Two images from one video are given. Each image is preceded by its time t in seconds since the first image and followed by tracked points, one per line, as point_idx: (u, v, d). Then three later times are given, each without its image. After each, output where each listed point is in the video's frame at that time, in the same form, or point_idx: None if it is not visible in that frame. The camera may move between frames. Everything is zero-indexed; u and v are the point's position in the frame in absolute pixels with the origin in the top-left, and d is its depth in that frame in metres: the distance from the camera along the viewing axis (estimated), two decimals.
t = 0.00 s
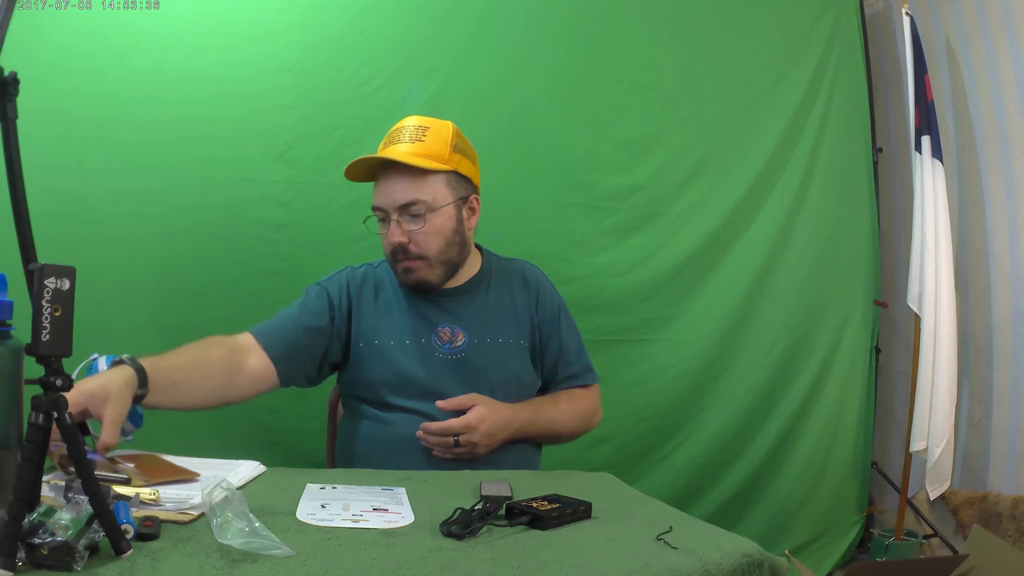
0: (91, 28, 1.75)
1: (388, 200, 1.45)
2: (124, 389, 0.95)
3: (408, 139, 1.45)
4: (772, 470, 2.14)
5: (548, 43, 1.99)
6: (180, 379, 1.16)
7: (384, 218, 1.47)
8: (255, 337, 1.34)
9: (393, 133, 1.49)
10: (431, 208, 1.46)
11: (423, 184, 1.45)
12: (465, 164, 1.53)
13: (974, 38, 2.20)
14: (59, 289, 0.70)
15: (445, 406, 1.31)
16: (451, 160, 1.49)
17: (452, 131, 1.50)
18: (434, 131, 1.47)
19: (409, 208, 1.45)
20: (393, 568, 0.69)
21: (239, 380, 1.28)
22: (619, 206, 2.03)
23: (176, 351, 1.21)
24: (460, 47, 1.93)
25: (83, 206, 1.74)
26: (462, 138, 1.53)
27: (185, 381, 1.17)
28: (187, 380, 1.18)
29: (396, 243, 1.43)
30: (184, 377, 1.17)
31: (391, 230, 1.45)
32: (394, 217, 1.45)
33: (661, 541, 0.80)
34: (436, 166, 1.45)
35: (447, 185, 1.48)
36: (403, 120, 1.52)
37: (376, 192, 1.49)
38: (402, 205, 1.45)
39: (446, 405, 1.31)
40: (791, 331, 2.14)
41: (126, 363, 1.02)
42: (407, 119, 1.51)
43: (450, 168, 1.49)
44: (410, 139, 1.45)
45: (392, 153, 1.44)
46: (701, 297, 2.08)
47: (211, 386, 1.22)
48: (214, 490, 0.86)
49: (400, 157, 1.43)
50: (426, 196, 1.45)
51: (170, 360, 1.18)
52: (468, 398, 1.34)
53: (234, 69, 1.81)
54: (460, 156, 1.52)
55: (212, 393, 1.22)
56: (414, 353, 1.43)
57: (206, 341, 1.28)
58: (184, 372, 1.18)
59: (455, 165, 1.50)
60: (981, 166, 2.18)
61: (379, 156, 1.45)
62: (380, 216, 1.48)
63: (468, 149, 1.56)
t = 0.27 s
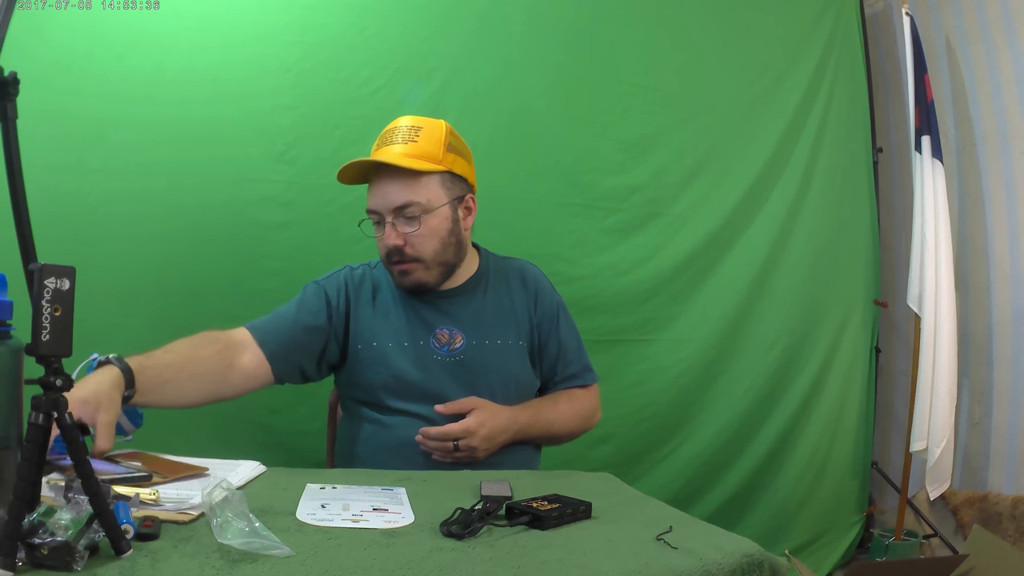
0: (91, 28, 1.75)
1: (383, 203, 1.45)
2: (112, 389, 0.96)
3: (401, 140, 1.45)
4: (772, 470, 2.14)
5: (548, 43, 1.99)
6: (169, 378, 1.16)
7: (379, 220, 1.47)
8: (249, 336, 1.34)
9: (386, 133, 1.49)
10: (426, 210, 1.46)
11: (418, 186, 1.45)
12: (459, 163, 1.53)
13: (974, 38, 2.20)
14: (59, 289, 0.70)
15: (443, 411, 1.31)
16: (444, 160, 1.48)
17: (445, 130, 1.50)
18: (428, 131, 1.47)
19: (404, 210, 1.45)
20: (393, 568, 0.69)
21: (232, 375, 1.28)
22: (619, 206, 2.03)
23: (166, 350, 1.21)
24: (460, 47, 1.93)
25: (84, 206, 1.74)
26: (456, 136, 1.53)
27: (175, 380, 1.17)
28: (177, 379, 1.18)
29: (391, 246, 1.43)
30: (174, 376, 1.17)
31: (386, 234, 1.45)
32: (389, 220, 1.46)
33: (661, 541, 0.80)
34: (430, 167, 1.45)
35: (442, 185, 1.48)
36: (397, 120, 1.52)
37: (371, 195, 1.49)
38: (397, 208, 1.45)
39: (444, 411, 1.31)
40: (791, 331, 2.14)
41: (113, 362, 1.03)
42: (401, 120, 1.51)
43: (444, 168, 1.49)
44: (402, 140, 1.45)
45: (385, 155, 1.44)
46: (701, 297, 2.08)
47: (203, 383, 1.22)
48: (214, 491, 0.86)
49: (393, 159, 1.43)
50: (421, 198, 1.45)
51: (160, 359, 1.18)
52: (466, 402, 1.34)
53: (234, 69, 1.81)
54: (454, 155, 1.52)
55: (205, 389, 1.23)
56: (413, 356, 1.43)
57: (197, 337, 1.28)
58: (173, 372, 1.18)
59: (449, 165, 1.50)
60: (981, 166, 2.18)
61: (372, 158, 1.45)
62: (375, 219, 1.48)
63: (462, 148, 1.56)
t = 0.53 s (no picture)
0: (91, 28, 1.75)
1: (381, 203, 1.45)
2: (113, 389, 0.95)
3: (400, 141, 1.45)
4: (772, 471, 2.14)
5: (548, 43, 1.99)
6: (169, 382, 1.17)
7: (377, 221, 1.47)
8: (247, 339, 1.34)
9: (385, 134, 1.49)
10: (425, 211, 1.46)
11: (416, 186, 1.45)
12: (458, 164, 1.53)
13: (974, 38, 2.20)
14: (59, 289, 0.70)
15: (441, 412, 1.31)
16: (443, 160, 1.48)
17: (443, 131, 1.50)
18: (426, 131, 1.47)
19: (402, 210, 1.45)
20: (393, 568, 0.69)
21: (231, 378, 1.29)
22: (619, 206, 2.03)
23: (164, 353, 1.22)
24: (460, 47, 1.93)
25: (84, 206, 1.74)
26: (455, 137, 1.53)
27: (174, 383, 1.18)
28: (176, 382, 1.18)
29: (389, 247, 1.43)
30: (173, 379, 1.18)
31: (385, 234, 1.45)
32: (388, 220, 1.46)
33: (661, 541, 0.80)
34: (428, 168, 1.45)
35: (441, 186, 1.48)
36: (396, 120, 1.52)
37: (370, 196, 1.49)
38: (395, 208, 1.45)
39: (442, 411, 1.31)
40: (791, 332, 2.14)
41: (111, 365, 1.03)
42: (399, 120, 1.51)
43: (443, 168, 1.49)
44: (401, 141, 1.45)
45: (383, 156, 1.44)
46: (701, 297, 2.08)
47: (203, 386, 1.23)
48: (214, 491, 0.86)
49: (392, 159, 1.43)
50: (420, 199, 1.45)
51: (158, 361, 1.18)
52: (464, 403, 1.34)
53: (234, 69, 1.81)
54: (452, 156, 1.51)
55: (204, 392, 1.23)
56: (411, 356, 1.43)
57: (195, 340, 1.28)
58: (172, 375, 1.18)
59: (448, 166, 1.50)
60: (981, 166, 2.18)
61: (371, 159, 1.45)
62: (373, 219, 1.48)
63: (461, 148, 1.55)
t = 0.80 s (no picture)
0: (91, 28, 1.75)
1: (379, 203, 1.45)
2: (115, 389, 0.95)
3: (397, 141, 1.46)
4: (772, 471, 2.14)
5: (548, 43, 1.99)
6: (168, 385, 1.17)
7: (375, 221, 1.47)
8: (246, 341, 1.34)
9: (382, 134, 1.49)
10: (422, 210, 1.46)
11: (414, 186, 1.45)
12: (455, 163, 1.53)
13: (974, 38, 2.20)
14: (59, 289, 0.70)
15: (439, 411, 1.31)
16: (440, 160, 1.48)
17: (440, 130, 1.50)
18: (423, 131, 1.47)
19: (400, 210, 1.45)
20: (393, 568, 0.69)
21: (231, 379, 1.28)
22: (619, 206, 2.03)
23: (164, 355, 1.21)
24: (460, 47, 1.93)
25: (83, 206, 1.74)
26: (452, 136, 1.53)
27: (174, 385, 1.18)
28: (176, 384, 1.18)
29: (387, 246, 1.43)
30: (173, 381, 1.18)
31: (383, 233, 1.45)
32: (385, 220, 1.46)
33: (661, 541, 0.80)
34: (425, 167, 1.45)
35: (438, 185, 1.48)
36: (393, 120, 1.52)
37: (367, 195, 1.49)
38: (392, 208, 1.45)
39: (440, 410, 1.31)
40: (791, 332, 2.14)
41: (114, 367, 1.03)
42: (397, 120, 1.51)
43: (440, 168, 1.48)
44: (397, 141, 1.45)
45: (381, 155, 1.44)
46: (700, 297, 2.08)
47: (203, 387, 1.23)
48: (214, 491, 0.86)
49: (389, 159, 1.43)
50: (417, 198, 1.45)
51: (158, 363, 1.18)
52: (462, 402, 1.34)
53: (234, 69, 1.81)
54: (449, 155, 1.51)
55: (204, 393, 1.23)
56: (410, 356, 1.43)
57: (194, 342, 1.28)
58: (172, 377, 1.18)
59: (445, 165, 1.50)
60: (981, 166, 2.18)
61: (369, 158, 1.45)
62: (371, 219, 1.48)
63: (458, 148, 1.55)
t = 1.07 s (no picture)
0: (91, 28, 1.75)
1: (377, 204, 1.45)
2: (113, 388, 0.95)
3: (395, 141, 1.45)
4: (772, 471, 2.14)
5: (548, 43, 1.99)
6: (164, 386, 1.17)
7: (374, 221, 1.47)
8: (244, 342, 1.34)
9: (379, 135, 1.49)
10: (421, 210, 1.45)
11: (412, 186, 1.45)
12: (453, 163, 1.53)
13: (974, 38, 2.20)
14: (59, 289, 0.69)
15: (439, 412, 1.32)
16: (438, 160, 1.48)
17: (437, 130, 1.50)
18: (421, 132, 1.47)
19: (399, 210, 1.45)
20: (393, 568, 0.69)
21: (230, 380, 1.28)
22: (619, 206, 2.03)
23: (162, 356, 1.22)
24: (461, 47, 1.93)
25: (83, 206, 1.74)
26: (449, 136, 1.53)
27: (173, 386, 1.18)
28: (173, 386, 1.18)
29: (386, 247, 1.43)
30: (171, 382, 1.18)
31: (382, 234, 1.45)
32: (384, 221, 1.45)
33: (661, 541, 0.80)
34: (424, 167, 1.45)
35: (436, 185, 1.48)
36: (391, 121, 1.52)
37: (365, 196, 1.48)
38: (391, 209, 1.44)
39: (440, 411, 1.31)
40: (791, 332, 2.14)
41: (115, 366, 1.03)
42: (394, 121, 1.51)
43: (439, 168, 1.48)
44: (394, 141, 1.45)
45: (379, 156, 1.44)
46: (700, 297, 2.08)
47: (202, 388, 1.23)
48: (214, 490, 0.86)
49: (387, 160, 1.43)
50: (416, 198, 1.45)
51: (157, 364, 1.18)
52: (462, 403, 1.34)
53: (234, 69, 1.81)
54: (448, 155, 1.51)
55: (203, 394, 1.23)
56: (409, 356, 1.43)
57: (193, 343, 1.28)
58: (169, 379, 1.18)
59: (443, 165, 1.50)
60: (981, 165, 2.18)
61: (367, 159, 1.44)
62: (370, 220, 1.48)
63: (456, 148, 1.55)
